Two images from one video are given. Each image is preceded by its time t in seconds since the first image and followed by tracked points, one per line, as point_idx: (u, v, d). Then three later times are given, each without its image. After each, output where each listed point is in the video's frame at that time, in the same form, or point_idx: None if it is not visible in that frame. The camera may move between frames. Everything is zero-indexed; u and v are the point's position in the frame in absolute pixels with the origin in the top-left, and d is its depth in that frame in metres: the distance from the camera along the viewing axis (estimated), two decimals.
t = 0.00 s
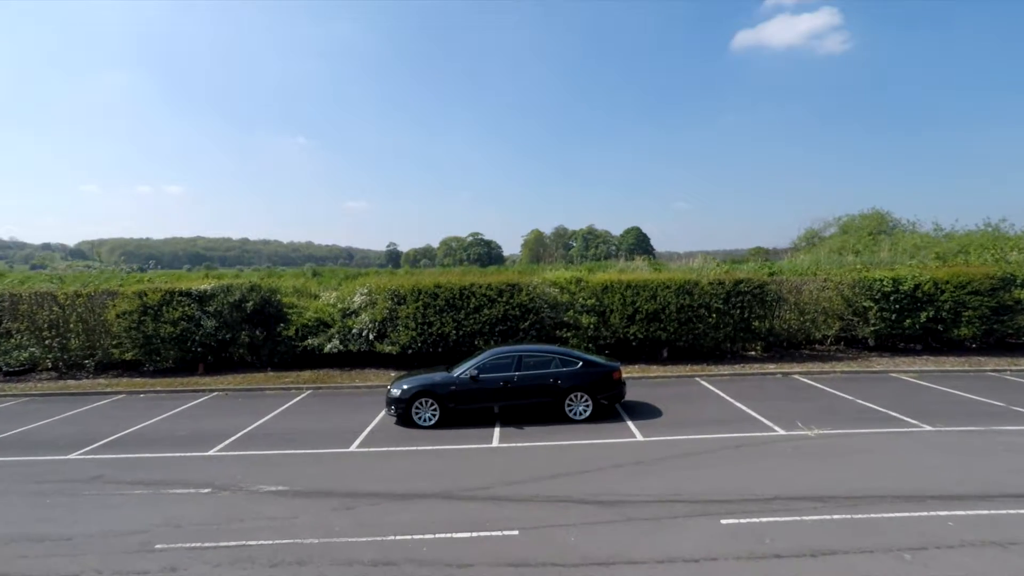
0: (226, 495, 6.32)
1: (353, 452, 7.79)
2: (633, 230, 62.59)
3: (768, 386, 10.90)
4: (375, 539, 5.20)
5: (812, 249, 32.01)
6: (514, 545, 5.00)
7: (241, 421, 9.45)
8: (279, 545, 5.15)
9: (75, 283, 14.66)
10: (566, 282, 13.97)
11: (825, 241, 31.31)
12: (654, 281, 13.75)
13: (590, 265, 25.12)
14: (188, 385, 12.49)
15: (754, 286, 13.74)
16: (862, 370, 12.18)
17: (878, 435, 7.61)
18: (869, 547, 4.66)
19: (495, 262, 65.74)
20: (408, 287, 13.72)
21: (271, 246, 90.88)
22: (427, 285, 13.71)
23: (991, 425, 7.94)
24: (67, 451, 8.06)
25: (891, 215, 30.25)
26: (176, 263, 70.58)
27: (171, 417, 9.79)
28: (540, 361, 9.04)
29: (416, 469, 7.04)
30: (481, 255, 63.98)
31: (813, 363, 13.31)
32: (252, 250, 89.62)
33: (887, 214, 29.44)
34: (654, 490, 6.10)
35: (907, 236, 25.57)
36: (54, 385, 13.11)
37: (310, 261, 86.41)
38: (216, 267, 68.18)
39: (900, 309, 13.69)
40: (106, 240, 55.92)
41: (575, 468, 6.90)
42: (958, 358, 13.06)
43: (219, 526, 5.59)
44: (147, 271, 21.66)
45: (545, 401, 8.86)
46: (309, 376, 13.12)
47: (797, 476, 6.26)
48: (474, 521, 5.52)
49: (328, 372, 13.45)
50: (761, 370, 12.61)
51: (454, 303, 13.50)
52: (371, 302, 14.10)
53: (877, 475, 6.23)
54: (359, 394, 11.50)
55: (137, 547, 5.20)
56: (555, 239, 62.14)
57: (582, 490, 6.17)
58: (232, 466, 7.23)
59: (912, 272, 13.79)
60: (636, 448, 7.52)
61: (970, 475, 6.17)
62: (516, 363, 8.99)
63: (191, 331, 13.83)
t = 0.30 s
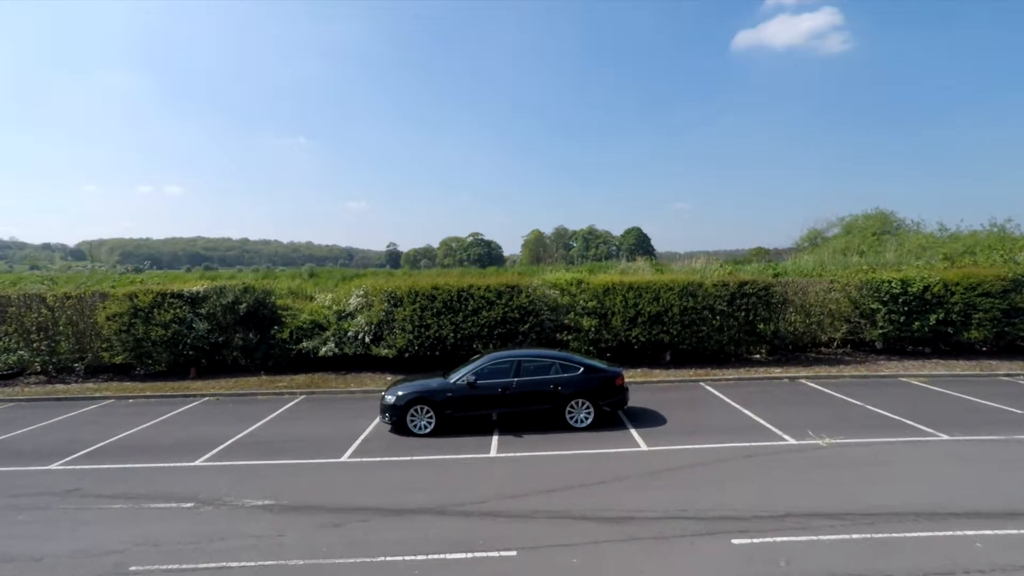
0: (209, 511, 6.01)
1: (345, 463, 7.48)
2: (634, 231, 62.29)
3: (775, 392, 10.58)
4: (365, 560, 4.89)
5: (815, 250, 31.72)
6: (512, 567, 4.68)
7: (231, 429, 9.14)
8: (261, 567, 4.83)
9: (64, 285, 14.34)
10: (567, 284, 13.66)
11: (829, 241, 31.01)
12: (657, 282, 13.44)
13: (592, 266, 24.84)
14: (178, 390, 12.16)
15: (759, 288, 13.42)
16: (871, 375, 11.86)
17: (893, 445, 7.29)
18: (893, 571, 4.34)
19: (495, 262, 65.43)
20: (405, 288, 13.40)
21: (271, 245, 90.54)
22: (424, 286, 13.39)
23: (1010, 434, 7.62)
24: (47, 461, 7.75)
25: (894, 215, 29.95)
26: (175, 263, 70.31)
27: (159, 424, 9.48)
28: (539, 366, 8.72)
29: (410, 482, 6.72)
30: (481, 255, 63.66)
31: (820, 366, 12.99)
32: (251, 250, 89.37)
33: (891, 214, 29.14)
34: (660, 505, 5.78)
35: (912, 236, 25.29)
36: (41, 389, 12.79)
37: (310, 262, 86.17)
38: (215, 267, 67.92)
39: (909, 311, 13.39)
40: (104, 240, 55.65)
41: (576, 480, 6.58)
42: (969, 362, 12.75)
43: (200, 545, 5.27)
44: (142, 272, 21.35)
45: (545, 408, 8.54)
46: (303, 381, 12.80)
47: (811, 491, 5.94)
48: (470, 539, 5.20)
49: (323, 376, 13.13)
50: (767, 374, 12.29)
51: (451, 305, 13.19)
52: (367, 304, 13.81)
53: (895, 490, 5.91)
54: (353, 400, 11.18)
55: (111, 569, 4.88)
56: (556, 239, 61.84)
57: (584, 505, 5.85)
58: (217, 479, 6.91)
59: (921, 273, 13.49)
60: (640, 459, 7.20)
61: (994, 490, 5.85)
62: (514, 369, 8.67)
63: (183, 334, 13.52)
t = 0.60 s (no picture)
0: (191, 529, 5.69)
1: (336, 474, 7.16)
2: (635, 231, 62.01)
3: (782, 398, 10.27)
4: None
5: (818, 250, 31.42)
6: None
7: (219, 437, 8.82)
8: None
9: (54, 286, 14.02)
10: (567, 286, 13.34)
11: (832, 241, 30.71)
12: (659, 284, 13.12)
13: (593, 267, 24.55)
14: (168, 394, 11.84)
15: (764, 290, 13.10)
16: (880, 379, 11.55)
17: (909, 456, 6.98)
18: None
19: (495, 262, 65.11)
20: (402, 290, 13.08)
21: (270, 245, 90.12)
22: (421, 288, 13.06)
23: None
24: (26, 472, 7.43)
25: (898, 215, 29.67)
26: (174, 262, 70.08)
27: (146, 432, 9.16)
28: (539, 372, 8.41)
29: (403, 496, 6.40)
30: (481, 255, 63.37)
31: (827, 370, 12.67)
32: (251, 250, 89.11)
33: (894, 214, 28.84)
34: (667, 523, 5.46)
35: (917, 236, 25.00)
36: (29, 394, 12.47)
37: (309, 261, 85.96)
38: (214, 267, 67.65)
39: (918, 314, 13.08)
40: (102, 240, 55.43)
41: (577, 494, 6.26)
42: (980, 366, 12.44)
43: (178, 567, 4.96)
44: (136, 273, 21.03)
45: (545, 416, 8.23)
46: (297, 385, 12.48)
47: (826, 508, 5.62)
48: (466, 561, 4.89)
49: (317, 380, 12.81)
50: (772, 378, 11.98)
51: (449, 308, 12.87)
52: (363, 306, 13.51)
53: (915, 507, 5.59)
54: (348, 405, 10.87)
55: None
56: (556, 239, 61.53)
57: (587, 523, 5.54)
58: (202, 493, 6.59)
59: (930, 275, 13.18)
60: (644, 471, 6.89)
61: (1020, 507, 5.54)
62: (513, 375, 8.36)
63: (175, 337, 13.20)
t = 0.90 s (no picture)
0: (171, 550, 5.39)
1: (327, 488, 6.86)
2: (636, 232, 61.70)
3: (789, 404, 9.95)
4: None
5: (821, 251, 31.12)
6: None
7: (207, 447, 8.52)
8: None
9: (44, 289, 13.73)
10: (568, 288, 13.04)
11: (835, 242, 30.41)
12: (662, 287, 12.82)
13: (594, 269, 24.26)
14: (158, 400, 11.53)
15: (769, 293, 12.80)
16: (890, 385, 11.24)
17: (927, 468, 6.67)
18: None
19: (495, 262, 64.81)
20: (398, 293, 12.78)
21: (269, 245, 89.83)
22: (419, 291, 12.76)
23: None
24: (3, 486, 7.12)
25: (902, 216, 29.38)
26: (174, 263, 69.94)
27: (132, 442, 8.86)
28: (538, 380, 8.10)
29: (396, 513, 6.10)
30: (481, 255, 63.07)
31: (834, 375, 12.36)
32: (250, 250, 88.90)
33: (898, 214, 28.57)
34: (674, 543, 5.16)
35: (922, 237, 24.71)
36: (15, 400, 12.16)
37: (309, 262, 85.72)
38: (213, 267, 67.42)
39: (927, 317, 12.78)
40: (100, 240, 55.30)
41: (579, 511, 5.95)
42: (992, 370, 12.13)
43: None
44: (131, 275, 20.73)
45: (545, 425, 7.91)
46: (290, 391, 12.17)
47: (843, 527, 5.31)
48: None
49: (312, 386, 12.51)
50: (779, 383, 11.68)
51: (447, 311, 12.57)
52: (359, 310, 13.21)
53: (937, 526, 5.28)
54: (342, 412, 10.56)
55: None
56: (556, 239, 61.22)
57: (589, 543, 5.23)
58: (184, 509, 6.30)
59: (940, 277, 12.89)
60: (649, 486, 6.58)
61: None
62: (512, 383, 8.05)
63: (166, 341, 12.90)
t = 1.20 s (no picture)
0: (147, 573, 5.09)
1: (315, 503, 6.55)
2: (636, 232, 61.39)
3: (797, 412, 9.64)
4: None
5: (824, 252, 30.82)
6: None
7: (194, 457, 8.21)
8: None
9: (31, 291, 13.41)
10: (568, 291, 12.74)
11: (839, 242, 30.10)
12: (665, 289, 12.51)
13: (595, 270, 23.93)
14: (147, 407, 11.22)
15: (775, 295, 12.49)
16: (900, 391, 10.93)
17: (945, 482, 6.36)
18: None
19: (495, 263, 64.51)
20: (394, 296, 12.47)
21: (269, 245, 89.59)
22: (415, 293, 12.45)
23: None
24: None
25: (906, 216, 29.09)
26: (174, 262, 69.75)
27: (117, 452, 8.55)
28: (537, 388, 7.79)
29: (386, 531, 5.79)
30: (481, 255, 62.75)
31: (842, 380, 12.05)
32: (250, 250, 88.68)
33: (902, 215, 28.28)
34: (682, 566, 4.85)
35: (928, 238, 24.41)
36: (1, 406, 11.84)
37: (308, 262, 85.44)
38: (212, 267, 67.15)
39: (937, 321, 12.49)
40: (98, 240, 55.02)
41: (580, 529, 5.65)
42: (1004, 375, 11.83)
43: None
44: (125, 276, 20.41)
45: (544, 435, 7.60)
46: (283, 396, 11.86)
47: (860, 548, 5.01)
48: None
49: (305, 391, 12.20)
50: (785, 388, 11.37)
51: (444, 314, 12.26)
52: (354, 313, 12.90)
53: (960, 547, 4.99)
54: (335, 419, 10.25)
55: None
56: (556, 240, 60.90)
57: (591, 565, 4.92)
58: (165, 528, 6.00)
59: (949, 279, 12.59)
60: (653, 501, 6.28)
61: None
62: (509, 391, 7.74)
63: (156, 345, 12.59)
